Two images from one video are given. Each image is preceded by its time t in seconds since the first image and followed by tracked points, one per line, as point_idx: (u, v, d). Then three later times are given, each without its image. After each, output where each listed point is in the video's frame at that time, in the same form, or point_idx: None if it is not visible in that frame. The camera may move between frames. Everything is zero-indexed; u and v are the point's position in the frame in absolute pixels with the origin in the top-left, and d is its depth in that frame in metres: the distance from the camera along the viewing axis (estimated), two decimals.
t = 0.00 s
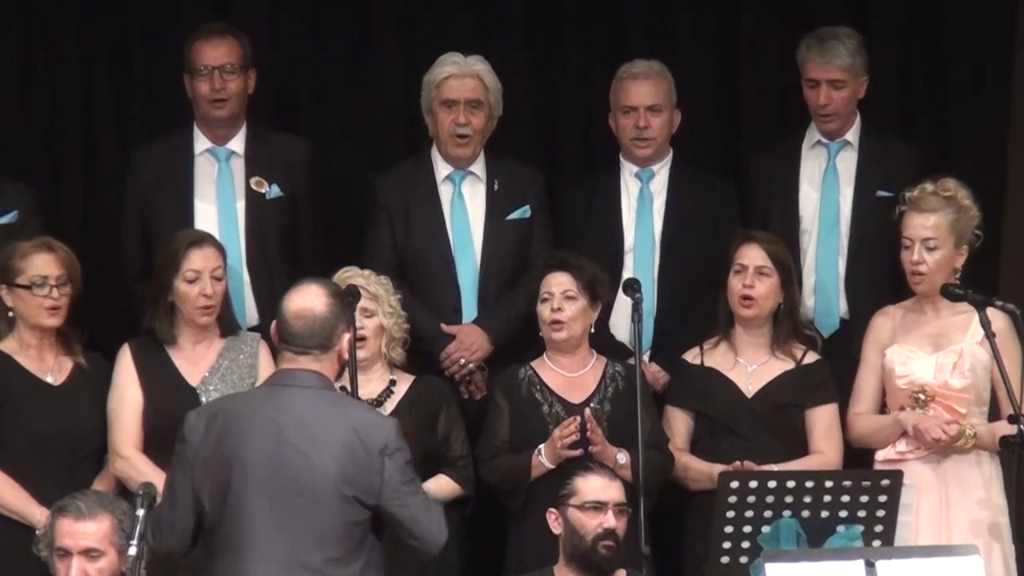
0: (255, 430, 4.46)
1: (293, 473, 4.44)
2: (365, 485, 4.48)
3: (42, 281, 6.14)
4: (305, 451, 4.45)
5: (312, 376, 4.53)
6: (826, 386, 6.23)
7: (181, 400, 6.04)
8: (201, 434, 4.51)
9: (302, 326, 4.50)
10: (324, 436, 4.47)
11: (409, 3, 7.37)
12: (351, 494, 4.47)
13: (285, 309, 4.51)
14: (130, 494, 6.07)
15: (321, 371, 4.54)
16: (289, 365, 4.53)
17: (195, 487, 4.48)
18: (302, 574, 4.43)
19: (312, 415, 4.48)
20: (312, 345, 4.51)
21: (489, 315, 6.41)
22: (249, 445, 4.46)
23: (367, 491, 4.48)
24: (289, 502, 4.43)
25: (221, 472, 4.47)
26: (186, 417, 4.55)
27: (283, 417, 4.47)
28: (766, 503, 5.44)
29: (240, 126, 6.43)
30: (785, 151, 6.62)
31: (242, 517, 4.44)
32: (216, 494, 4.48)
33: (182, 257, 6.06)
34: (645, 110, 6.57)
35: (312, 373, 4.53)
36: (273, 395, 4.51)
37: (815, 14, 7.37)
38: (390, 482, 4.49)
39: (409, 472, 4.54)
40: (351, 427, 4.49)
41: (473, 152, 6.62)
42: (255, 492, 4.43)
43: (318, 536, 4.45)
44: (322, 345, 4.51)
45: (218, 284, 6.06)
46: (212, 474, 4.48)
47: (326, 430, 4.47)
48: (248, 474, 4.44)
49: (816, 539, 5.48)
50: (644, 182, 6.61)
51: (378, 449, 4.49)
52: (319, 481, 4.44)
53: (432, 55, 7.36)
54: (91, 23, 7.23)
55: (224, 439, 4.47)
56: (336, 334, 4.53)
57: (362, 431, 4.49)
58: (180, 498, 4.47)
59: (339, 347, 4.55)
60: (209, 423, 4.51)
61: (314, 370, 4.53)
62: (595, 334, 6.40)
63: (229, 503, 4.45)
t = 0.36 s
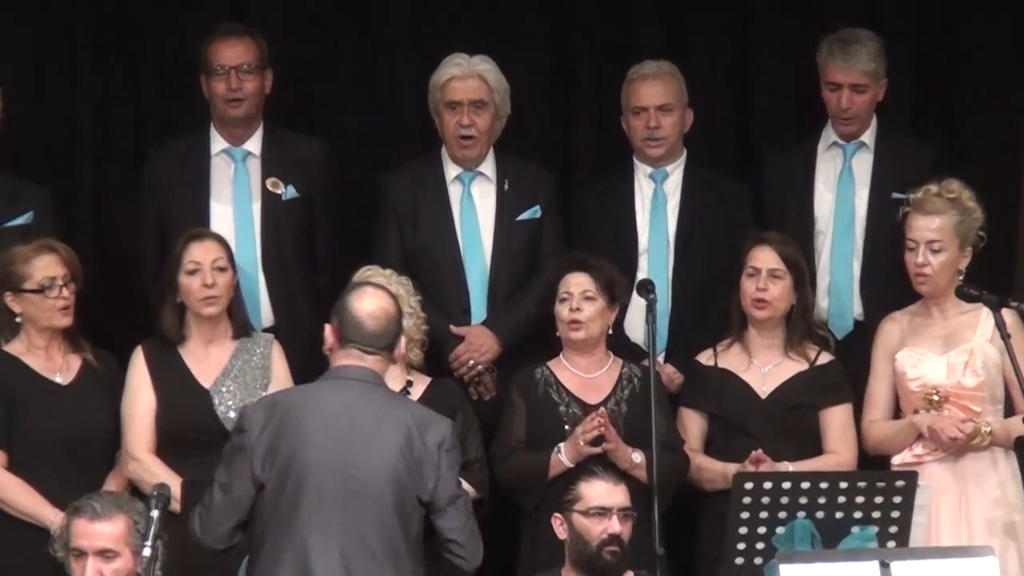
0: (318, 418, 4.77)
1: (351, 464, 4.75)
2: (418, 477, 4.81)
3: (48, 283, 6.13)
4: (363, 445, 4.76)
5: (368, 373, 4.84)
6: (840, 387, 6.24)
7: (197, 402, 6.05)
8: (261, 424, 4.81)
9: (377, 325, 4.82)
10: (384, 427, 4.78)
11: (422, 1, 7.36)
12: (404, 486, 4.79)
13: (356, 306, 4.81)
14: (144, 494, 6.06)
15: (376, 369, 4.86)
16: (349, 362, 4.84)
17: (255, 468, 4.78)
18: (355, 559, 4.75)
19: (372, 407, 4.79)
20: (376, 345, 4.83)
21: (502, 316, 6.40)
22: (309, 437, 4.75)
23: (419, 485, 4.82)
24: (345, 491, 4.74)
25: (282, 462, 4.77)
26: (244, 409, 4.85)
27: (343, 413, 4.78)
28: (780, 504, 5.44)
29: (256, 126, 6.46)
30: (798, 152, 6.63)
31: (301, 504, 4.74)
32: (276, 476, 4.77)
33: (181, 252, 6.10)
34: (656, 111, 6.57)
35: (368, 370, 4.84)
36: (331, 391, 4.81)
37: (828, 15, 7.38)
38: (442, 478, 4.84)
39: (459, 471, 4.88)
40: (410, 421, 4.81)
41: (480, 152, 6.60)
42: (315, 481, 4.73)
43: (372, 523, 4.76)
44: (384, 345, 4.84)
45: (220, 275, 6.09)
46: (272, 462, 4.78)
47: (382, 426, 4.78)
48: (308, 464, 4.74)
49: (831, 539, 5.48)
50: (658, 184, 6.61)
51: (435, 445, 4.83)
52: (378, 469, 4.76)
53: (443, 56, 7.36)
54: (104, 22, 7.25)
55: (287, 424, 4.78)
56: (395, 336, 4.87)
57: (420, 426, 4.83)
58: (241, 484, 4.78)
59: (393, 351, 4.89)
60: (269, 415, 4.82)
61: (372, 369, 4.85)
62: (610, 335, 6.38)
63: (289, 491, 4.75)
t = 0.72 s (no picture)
0: (363, 417, 4.68)
1: (395, 466, 4.66)
2: (458, 486, 4.74)
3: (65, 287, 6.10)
4: (405, 446, 4.69)
5: (405, 375, 4.75)
6: (861, 389, 6.24)
7: (219, 406, 6.03)
8: (302, 421, 4.69)
9: (420, 332, 4.73)
10: (426, 434, 4.72)
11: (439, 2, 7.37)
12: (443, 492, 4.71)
13: (398, 312, 4.72)
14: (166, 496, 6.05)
15: (411, 373, 4.76)
16: (387, 363, 4.75)
17: (297, 470, 4.66)
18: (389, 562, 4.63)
19: (414, 413, 4.72)
20: (416, 350, 4.75)
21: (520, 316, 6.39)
22: (355, 435, 4.66)
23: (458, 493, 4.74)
24: (387, 492, 4.65)
25: (324, 459, 4.66)
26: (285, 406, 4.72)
27: (388, 413, 4.70)
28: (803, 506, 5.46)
29: (281, 129, 6.48)
30: (822, 154, 6.64)
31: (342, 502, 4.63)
32: (317, 481, 4.66)
33: (201, 254, 6.09)
34: (684, 114, 6.58)
35: (404, 373, 4.75)
36: (374, 391, 4.72)
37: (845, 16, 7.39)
38: (480, 488, 4.76)
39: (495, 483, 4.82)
40: (451, 428, 4.75)
41: (494, 158, 6.58)
42: (356, 480, 4.64)
43: (411, 532, 4.67)
44: (425, 350, 4.76)
45: (240, 275, 6.08)
46: (313, 460, 4.66)
47: (424, 430, 4.72)
48: (350, 462, 4.64)
49: (854, 541, 5.47)
50: (683, 186, 6.63)
51: (475, 453, 4.77)
52: (419, 477, 4.68)
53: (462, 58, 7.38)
54: (123, 21, 7.25)
55: (329, 427, 4.68)
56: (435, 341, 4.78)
57: (461, 434, 4.77)
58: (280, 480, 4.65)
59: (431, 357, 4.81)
60: (311, 412, 4.70)
61: (409, 373, 4.76)
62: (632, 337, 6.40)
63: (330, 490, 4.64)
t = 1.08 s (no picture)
0: (367, 433, 4.59)
1: (403, 480, 4.58)
2: (467, 496, 4.67)
3: (96, 292, 6.09)
4: (413, 459, 4.60)
5: (405, 385, 4.65)
6: (889, 392, 6.23)
7: (244, 410, 6.01)
8: (303, 440, 4.60)
9: (418, 340, 4.63)
10: (430, 446, 4.62)
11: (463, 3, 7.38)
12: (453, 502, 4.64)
13: (395, 321, 4.63)
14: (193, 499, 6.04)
15: (413, 381, 4.67)
16: (388, 373, 4.65)
17: (301, 491, 4.58)
18: None
19: (416, 427, 4.62)
20: (417, 356, 4.65)
21: (535, 318, 6.35)
22: (360, 451, 4.57)
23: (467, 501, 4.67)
24: (397, 507, 4.57)
25: (330, 477, 4.57)
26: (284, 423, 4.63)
27: (392, 427, 4.60)
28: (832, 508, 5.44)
29: (309, 132, 6.47)
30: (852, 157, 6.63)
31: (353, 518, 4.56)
32: (322, 501, 4.58)
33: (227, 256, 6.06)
34: (716, 115, 6.59)
35: (407, 382, 4.66)
36: (375, 405, 4.62)
37: (871, 19, 7.38)
38: (489, 493, 4.70)
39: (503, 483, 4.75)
40: (456, 437, 4.66)
41: (505, 163, 6.49)
42: (366, 497, 4.56)
43: (422, 547, 4.61)
44: (425, 356, 4.66)
45: (266, 278, 6.05)
46: (319, 479, 4.57)
47: (430, 441, 4.63)
48: (358, 479, 4.56)
49: (884, 543, 5.46)
50: (713, 189, 6.63)
51: (480, 461, 4.69)
52: (427, 494, 4.60)
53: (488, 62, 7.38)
54: (148, 21, 7.28)
55: (331, 450, 4.58)
56: (435, 346, 4.68)
57: (466, 442, 4.68)
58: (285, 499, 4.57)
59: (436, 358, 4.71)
60: (312, 430, 4.60)
61: (411, 382, 4.66)
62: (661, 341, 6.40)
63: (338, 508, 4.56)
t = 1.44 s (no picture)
0: (343, 443, 4.65)
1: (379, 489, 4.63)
2: (454, 500, 4.68)
3: (135, 292, 6.10)
4: (388, 467, 4.65)
5: (386, 393, 4.69)
6: (926, 391, 6.20)
7: (279, 410, 6.02)
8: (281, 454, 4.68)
9: (388, 348, 4.67)
10: (408, 453, 4.66)
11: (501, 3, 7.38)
12: (435, 508, 4.66)
13: (365, 330, 4.66)
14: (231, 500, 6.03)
15: (398, 388, 4.71)
16: (369, 385, 4.69)
17: (283, 503, 4.66)
18: None
19: (394, 433, 4.67)
20: (395, 363, 4.69)
21: (558, 320, 6.33)
22: (335, 463, 4.64)
23: (452, 507, 4.68)
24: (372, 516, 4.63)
25: (306, 490, 4.64)
26: (264, 437, 4.72)
27: (366, 436, 4.66)
28: (868, 508, 5.40)
29: (343, 133, 6.47)
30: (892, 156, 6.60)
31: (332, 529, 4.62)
32: (303, 511, 4.65)
33: (260, 257, 6.06)
34: (752, 116, 6.57)
35: (391, 391, 4.70)
36: (352, 414, 4.68)
37: (911, 20, 7.36)
38: (477, 497, 4.70)
39: (494, 487, 4.75)
40: (436, 440, 4.69)
41: (524, 164, 6.48)
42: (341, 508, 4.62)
43: (403, 554, 4.64)
44: (403, 361, 4.69)
45: (298, 278, 6.03)
46: (297, 493, 4.66)
47: (408, 448, 4.66)
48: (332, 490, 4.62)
49: (919, 543, 5.40)
50: (750, 188, 6.60)
51: (465, 464, 4.70)
52: (405, 503, 4.64)
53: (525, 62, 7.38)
54: (187, 21, 7.29)
55: (307, 462, 4.65)
56: (412, 349, 4.71)
57: (448, 446, 4.70)
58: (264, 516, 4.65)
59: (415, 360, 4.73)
60: (289, 443, 4.69)
61: (395, 388, 4.70)
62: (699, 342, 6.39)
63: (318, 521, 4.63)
